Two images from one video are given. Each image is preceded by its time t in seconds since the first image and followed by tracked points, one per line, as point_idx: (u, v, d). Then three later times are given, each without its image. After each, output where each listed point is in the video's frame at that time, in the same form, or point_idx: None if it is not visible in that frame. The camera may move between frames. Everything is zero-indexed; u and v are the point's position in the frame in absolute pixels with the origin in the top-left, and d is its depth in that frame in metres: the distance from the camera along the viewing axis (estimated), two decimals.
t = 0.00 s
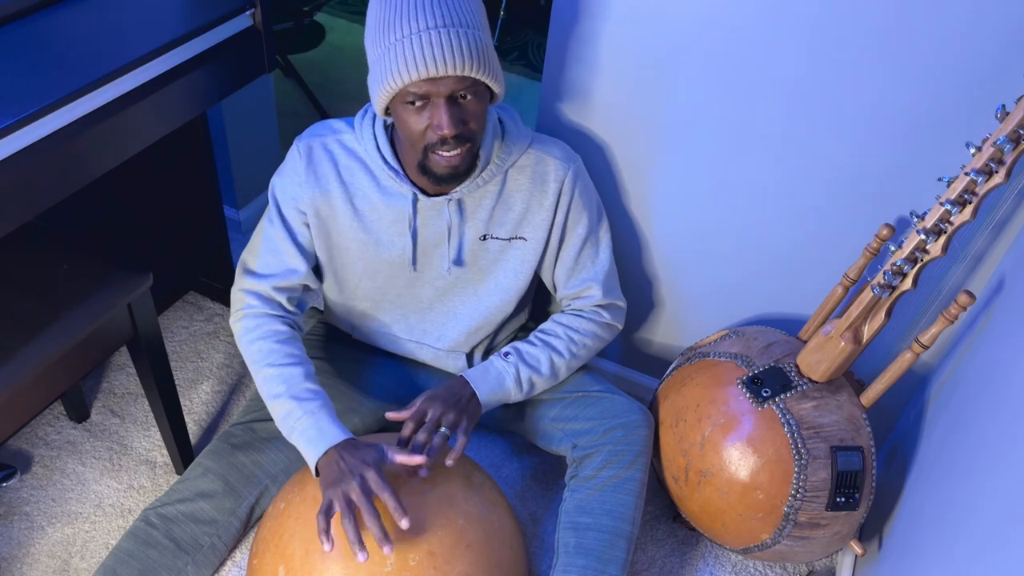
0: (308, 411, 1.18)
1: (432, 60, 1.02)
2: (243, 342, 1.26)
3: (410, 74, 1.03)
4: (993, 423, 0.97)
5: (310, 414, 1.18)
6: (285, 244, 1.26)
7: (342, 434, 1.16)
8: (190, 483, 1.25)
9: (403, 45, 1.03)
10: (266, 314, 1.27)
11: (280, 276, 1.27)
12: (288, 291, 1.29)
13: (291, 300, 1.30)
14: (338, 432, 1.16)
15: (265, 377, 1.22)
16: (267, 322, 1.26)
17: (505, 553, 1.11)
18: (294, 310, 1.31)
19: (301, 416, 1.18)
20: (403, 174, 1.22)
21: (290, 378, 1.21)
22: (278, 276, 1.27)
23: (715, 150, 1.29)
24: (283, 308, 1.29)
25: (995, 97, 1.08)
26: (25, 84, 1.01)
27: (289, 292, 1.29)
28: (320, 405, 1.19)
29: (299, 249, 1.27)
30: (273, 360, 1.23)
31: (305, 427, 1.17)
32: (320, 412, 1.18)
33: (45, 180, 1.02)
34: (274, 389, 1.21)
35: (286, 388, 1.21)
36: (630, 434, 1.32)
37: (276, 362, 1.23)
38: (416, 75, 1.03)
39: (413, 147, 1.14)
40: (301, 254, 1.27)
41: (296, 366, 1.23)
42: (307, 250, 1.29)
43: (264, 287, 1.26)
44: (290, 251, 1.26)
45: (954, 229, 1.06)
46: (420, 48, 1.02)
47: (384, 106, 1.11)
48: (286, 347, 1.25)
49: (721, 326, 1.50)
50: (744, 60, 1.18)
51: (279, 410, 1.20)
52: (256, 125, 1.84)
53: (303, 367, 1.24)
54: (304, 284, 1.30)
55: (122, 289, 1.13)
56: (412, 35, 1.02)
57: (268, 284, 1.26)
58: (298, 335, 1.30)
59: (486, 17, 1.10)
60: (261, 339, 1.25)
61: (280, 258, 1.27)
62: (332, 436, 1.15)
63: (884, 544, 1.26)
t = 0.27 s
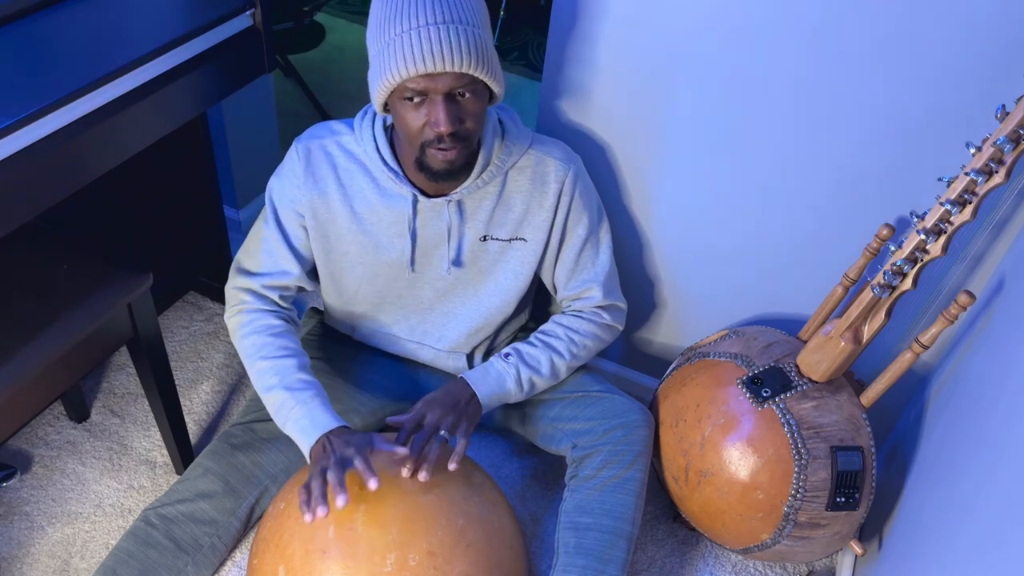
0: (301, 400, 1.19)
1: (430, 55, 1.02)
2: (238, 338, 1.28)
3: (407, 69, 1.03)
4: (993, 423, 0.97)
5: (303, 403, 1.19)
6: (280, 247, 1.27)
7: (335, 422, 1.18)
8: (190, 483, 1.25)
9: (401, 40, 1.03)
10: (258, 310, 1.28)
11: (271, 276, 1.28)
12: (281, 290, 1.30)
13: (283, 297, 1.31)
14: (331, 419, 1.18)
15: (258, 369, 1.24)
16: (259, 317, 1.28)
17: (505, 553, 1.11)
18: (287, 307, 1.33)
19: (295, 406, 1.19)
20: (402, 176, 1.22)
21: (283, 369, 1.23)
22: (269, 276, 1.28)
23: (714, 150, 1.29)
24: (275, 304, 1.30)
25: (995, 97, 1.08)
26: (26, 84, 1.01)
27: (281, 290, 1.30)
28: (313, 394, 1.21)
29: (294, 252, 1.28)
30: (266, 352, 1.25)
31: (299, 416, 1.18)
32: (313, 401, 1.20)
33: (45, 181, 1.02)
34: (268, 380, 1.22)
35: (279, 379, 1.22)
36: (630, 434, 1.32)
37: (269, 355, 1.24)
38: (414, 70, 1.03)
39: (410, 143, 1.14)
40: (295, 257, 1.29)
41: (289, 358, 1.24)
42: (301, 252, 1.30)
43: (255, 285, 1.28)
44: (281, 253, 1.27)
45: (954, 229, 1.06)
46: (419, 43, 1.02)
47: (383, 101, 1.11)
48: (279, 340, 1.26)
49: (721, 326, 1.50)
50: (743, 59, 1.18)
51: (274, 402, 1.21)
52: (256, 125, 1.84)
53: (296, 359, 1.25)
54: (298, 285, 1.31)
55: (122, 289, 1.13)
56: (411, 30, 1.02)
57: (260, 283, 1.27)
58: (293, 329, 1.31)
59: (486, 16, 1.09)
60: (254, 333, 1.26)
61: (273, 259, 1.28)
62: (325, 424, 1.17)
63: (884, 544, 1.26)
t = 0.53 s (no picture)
0: (291, 396, 1.20)
1: (428, 59, 1.02)
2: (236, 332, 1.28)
3: (405, 72, 1.03)
4: (993, 423, 0.97)
5: (293, 399, 1.19)
6: (278, 247, 1.27)
7: (324, 418, 1.18)
8: (190, 483, 1.25)
9: (399, 42, 1.03)
10: (259, 307, 1.29)
11: (270, 275, 1.28)
12: (278, 287, 1.31)
13: (281, 294, 1.32)
14: (320, 417, 1.18)
15: (253, 364, 1.24)
16: (258, 313, 1.28)
17: (505, 553, 1.11)
18: (287, 304, 1.33)
19: (286, 401, 1.20)
20: (401, 174, 1.22)
21: (276, 364, 1.23)
22: (268, 275, 1.29)
23: (714, 150, 1.29)
24: (274, 302, 1.31)
25: (994, 97, 1.08)
26: (26, 84, 1.01)
27: (279, 287, 1.30)
28: (304, 390, 1.21)
29: (292, 252, 1.28)
30: (260, 348, 1.25)
31: (288, 412, 1.19)
32: (305, 396, 1.20)
33: (45, 181, 1.02)
34: (261, 375, 1.23)
35: (272, 374, 1.22)
36: (630, 434, 1.32)
37: (263, 350, 1.25)
38: (412, 73, 1.03)
39: (408, 145, 1.14)
40: (293, 256, 1.29)
41: (283, 354, 1.25)
42: (300, 253, 1.30)
43: (253, 283, 1.29)
44: (279, 252, 1.27)
45: (954, 229, 1.06)
46: (416, 46, 1.02)
47: (381, 102, 1.11)
48: (274, 336, 1.26)
49: (721, 326, 1.50)
50: (743, 59, 1.18)
51: (267, 397, 1.22)
52: (256, 125, 1.84)
53: (290, 355, 1.25)
54: (296, 283, 1.32)
55: (122, 289, 1.13)
56: (408, 33, 1.02)
57: (257, 280, 1.28)
58: (291, 325, 1.31)
59: (485, 18, 1.09)
60: (251, 328, 1.27)
61: (272, 258, 1.28)
62: (313, 422, 1.17)
63: (884, 544, 1.27)
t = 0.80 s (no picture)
0: (294, 384, 1.20)
1: (421, 54, 1.02)
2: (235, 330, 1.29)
3: (399, 68, 1.03)
4: (993, 423, 0.97)
5: (296, 386, 1.20)
6: (274, 247, 1.27)
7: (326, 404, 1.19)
8: (190, 483, 1.25)
9: (393, 39, 1.03)
10: (256, 304, 1.29)
11: (269, 275, 1.29)
12: (276, 286, 1.31)
13: (280, 292, 1.32)
14: (324, 402, 1.18)
15: (254, 358, 1.25)
16: (257, 310, 1.29)
17: (505, 553, 1.11)
18: (286, 301, 1.34)
19: (289, 389, 1.20)
20: (398, 174, 1.22)
21: (277, 356, 1.24)
22: (266, 274, 1.29)
23: (714, 150, 1.29)
24: (273, 299, 1.31)
25: (995, 97, 1.08)
26: (26, 83, 1.01)
27: (277, 284, 1.30)
28: (306, 377, 1.21)
29: (289, 252, 1.29)
30: (260, 341, 1.25)
31: (292, 400, 1.19)
32: (307, 383, 1.20)
33: (45, 181, 1.02)
34: (262, 367, 1.23)
35: (273, 365, 1.23)
36: (630, 434, 1.31)
37: (262, 343, 1.25)
38: (406, 69, 1.03)
39: (404, 142, 1.14)
40: (289, 257, 1.29)
41: (284, 345, 1.25)
42: (298, 254, 1.30)
43: (250, 281, 1.29)
44: (276, 253, 1.28)
45: (954, 228, 1.06)
46: (410, 42, 1.02)
47: (377, 99, 1.11)
48: (274, 329, 1.27)
49: (721, 326, 1.50)
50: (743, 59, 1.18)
51: (269, 387, 1.22)
52: (256, 125, 1.84)
53: (290, 346, 1.26)
54: (294, 283, 1.32)
55: (122, 289, 1.13)
56: (401, 29, 1.02)
57: (254, 279, 1.28)
58: (289, 319, 1.32)
59: (480, 17, 1.09)
60: (250, 324, 1.27)
61: (271, 259, 1.28)
62: (318, 406, 1.18)
63: (884, 544, 1.26)
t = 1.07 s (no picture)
0: (296, 386, 1.20)
1: (421, 57, 1.02)
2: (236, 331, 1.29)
3: (399, 71, 1.03)
4: (993, 423, 0.97)
5: (297, 389, 1.20)
6: (274, 247, 1.27)
7: (329, 407, 1.19)
8: (190, 483, 1.25)
9: (392, 42, 1.03)
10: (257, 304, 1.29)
11: (269, 275, 1.29)
12: (277, 286, 1.31)
13: (280, 292, 1.32)
14: (325, 405, 1.19)
15: (255, 359, 1.25)
16: (258, 310, 1.29)
17: (505, 553, 1.11)
18: (287, 301, 1.33)
19: (291, 392, 1.20)
20: (397, 174, 1.22)
21: (278, 358, 1.24)
22: (266, 275, 1.29)
23: (714, 150, 1.29)
24: (274, 300, 1.31)
25: (995, 97, 1.08)
26: (25, 83, 1.01)
27: (277, 285, 1.30)
28: (307, 380, 1.22)
29: (289, 253, 1.29)
30: (262, 343, 1.25)
31: (293, 403, 1.19)
32: (308, 386, 1.21)
33: (45, 181, 1.02)
34: (264, 369, 1.23)
35: (275, 368, 1.23)
36: (630, 434, 1.31)
37: (263, 345, 1.25)
38: (406, 72, 1.03)
39: (404, 144, 1.14)
40: (289, 257, 1.29)
41: (285, 347, 1.25)
42: (298, 254, 1.30)
43: (251, 282, 1.29)
44: (277, 253, 1.28)
45: (954, 228, 1.06)
46: (409, 45, 1.02)
47: (376, 102, 1.11)
48: (275, 331, 1.27)
49: (721, 326, 1.50)
50: (742, 59, 1.18)
51: (270, 389, 1.22)
52: (256, 125, 1.84)
53: (292, 348, 1.26)
54: (294, 283, 1.32)
55: (122, 290, 1.13)
56: (401, 32, 1.02)
57: (255, 280, 1.28)
58: (291, 321, 1.32)
59: (479, 18, 1.09)
60: (252, 325, 1.27)
61: (272, 260, 1.28)
62: (319, 410, 1.18)
63: (884, 544, 1.26)
